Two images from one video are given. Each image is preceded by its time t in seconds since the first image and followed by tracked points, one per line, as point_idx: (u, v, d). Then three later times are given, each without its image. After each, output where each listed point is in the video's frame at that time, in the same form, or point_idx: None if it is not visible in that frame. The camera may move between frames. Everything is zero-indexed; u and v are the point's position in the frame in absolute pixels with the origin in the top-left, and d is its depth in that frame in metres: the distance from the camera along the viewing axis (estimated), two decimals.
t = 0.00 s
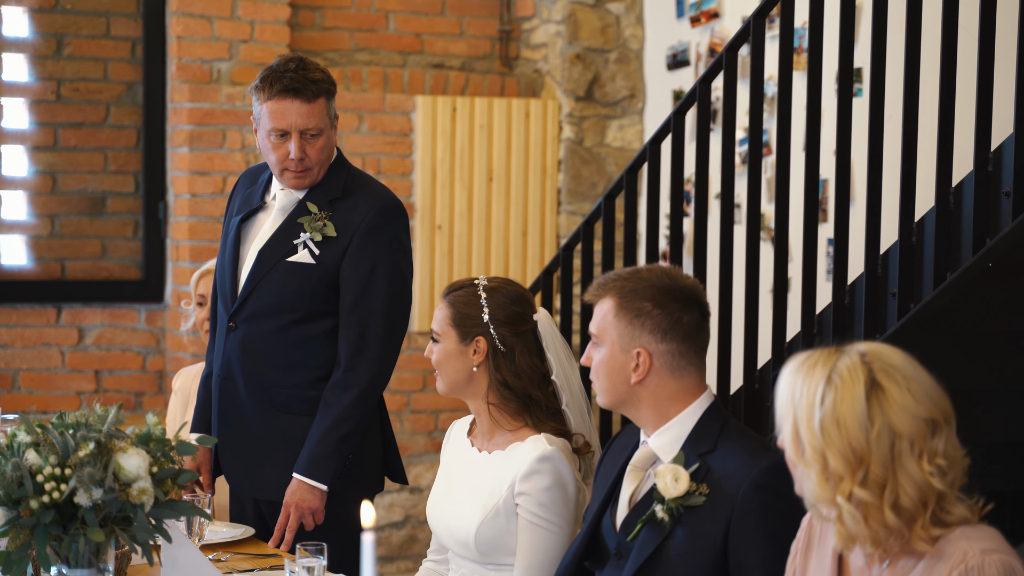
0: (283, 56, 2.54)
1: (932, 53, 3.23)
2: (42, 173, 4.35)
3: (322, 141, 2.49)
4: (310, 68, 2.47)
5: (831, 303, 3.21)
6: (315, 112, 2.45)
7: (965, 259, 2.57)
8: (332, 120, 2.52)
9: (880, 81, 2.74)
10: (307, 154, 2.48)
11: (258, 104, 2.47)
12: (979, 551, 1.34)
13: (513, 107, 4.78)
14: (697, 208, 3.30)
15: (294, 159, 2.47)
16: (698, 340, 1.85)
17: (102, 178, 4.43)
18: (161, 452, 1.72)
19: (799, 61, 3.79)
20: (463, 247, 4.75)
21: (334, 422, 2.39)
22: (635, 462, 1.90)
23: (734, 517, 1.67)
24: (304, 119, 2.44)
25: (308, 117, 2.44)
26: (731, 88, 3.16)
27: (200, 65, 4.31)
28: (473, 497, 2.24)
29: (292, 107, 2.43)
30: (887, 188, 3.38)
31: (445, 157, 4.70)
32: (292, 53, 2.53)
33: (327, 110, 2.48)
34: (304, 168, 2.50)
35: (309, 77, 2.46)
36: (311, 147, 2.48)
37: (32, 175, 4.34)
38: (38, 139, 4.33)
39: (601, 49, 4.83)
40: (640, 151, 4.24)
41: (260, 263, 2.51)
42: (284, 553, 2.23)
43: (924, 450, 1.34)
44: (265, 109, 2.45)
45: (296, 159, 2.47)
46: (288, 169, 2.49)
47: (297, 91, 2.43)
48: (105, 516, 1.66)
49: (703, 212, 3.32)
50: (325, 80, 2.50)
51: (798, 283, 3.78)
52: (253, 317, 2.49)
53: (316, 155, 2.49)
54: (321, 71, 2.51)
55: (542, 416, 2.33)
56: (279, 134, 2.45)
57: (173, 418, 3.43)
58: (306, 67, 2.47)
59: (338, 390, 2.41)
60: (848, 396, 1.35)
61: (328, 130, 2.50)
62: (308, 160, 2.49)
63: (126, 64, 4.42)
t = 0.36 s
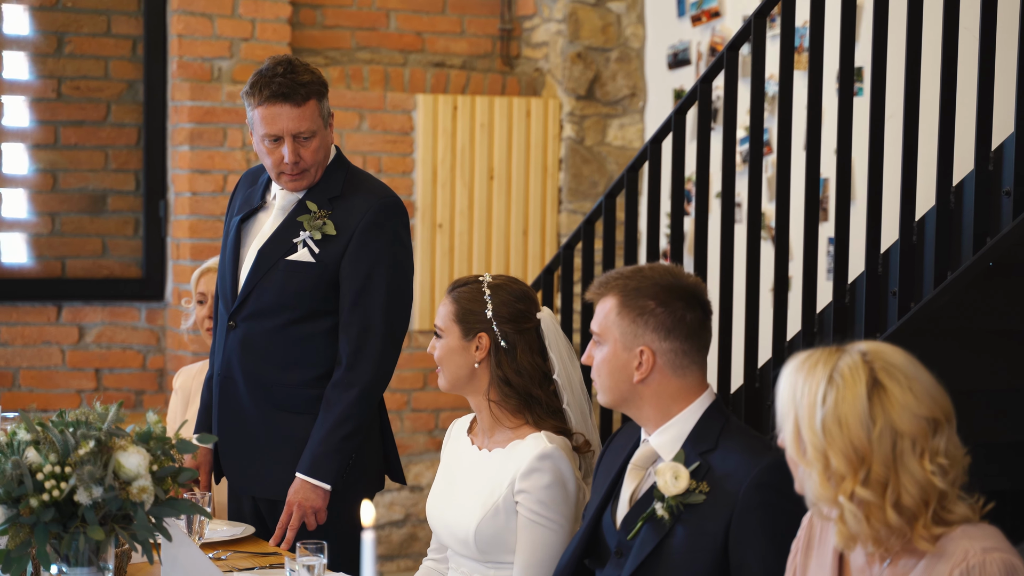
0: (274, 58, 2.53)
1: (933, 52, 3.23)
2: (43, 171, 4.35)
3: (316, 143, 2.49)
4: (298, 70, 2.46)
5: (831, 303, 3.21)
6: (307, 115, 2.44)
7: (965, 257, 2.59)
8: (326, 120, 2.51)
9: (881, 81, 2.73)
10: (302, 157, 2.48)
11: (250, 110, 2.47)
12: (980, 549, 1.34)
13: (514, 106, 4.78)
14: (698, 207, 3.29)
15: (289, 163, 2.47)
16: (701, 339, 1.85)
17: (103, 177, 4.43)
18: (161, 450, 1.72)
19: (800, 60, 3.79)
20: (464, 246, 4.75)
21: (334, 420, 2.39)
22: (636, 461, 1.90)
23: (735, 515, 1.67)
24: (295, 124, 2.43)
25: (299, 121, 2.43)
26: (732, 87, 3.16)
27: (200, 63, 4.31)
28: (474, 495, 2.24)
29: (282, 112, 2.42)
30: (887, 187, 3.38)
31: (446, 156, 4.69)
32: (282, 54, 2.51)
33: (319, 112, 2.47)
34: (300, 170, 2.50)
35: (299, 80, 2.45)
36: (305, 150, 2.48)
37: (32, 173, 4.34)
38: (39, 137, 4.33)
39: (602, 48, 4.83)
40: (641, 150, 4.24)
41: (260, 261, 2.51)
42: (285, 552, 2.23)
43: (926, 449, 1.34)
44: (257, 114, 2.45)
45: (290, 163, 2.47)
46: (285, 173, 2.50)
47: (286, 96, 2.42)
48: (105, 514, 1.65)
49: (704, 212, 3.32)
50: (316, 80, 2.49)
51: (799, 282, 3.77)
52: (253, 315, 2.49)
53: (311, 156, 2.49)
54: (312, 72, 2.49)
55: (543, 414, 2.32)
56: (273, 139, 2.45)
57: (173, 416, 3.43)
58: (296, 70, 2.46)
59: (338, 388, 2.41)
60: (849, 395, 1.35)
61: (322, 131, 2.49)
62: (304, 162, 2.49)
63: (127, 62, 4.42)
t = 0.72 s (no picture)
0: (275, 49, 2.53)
1: (932, 45, 3.23)
2: (40, 164, 4.34)
3: (314, 133, 2.49)
4: (300, 61, 2.47)
5: (828, 296, 3.22)
6: (307, 105, 2.44)
7: (962, 253, 2.58)
8: (325, 111, 2.51)
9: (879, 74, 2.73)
10: (300, 146, 2.48)
11: (250, 99, 2.47)
12: (975, 542, 1.35)
13: (511, 100, 4.78)
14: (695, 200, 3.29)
15: (287, 152, 2.47)
16: (698, 332, 1.86)
17: (100, 170, 4.43)
18: (159, 443, 1.71)
19: (797, 54, 3.79)
20: (461, 239, 4.75)
21: (328, 413, 2.39)
22: (634, 454, 1.90)
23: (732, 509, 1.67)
24: (295, 112, 2.43)
25: (299, 110, 2.43)
26: (730, 81, 3.16)
27: (198, 56, 4.30)
28: (472, 489, 2.24)
29: (283, 101, 2.42)
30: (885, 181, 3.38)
31: (444, 149, 4.69)
32: (284, 46, 2.52)
33: (319, 102, 2.47)
34: (298, 160, 2.50)
35: (299, 69, 2.45)
36: (304, 139, 2.48)
37: (29, 166, 4.33)
38: (36, 130, 4.32)
39: (599, 42, 4.83)
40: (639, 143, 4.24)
41: (255, 253, 2.51)
42: (282, 545, 2.23)
43: (920, 442, 1.34)
44: (257, 102, 2.45)
45: (289, 151, 2.47)
46: (282, 162, 2.49)
47: (287, 84, 2.43)
48: (104, 506, 1.65)
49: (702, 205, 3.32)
50: (317, 72, 2.49)
51: (796, 276, 3.78)
52: (246, 305, 2.50)
53: (310, 146, 2.49)
54: (312, 63, 2.50)
55: (539, 407, 2.33)
56: (272, 127, 2.45)
57: (171, 409, 3.43)
58: (296, 60, 2.46)
59: (334, 380, 2.41)
60: (843, 390, 1.35)
61: (321, 121, 2.49)
62: (302, 152, 2.49)
63: (124, 55, 4.41)
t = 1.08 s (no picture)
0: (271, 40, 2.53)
1: (930, 37, 3.23)
2: (37, 156, 4.33)
3: (312, 124, 2.48)
4: (296, 51, 2.46)
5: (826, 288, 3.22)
6: (304, 95, 2.44)
7: (960, 245, 2.59)
8: (322, 102, 2.50)
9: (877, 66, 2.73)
10: (298, 137, 2.48)
11: (247, 90, 2.46)
12: (973, 532, 1.35)
13: (509, 92, 4.77)
14: (693, 193, 3.29)
15: (285, 143, 2.47)
16: (699, 324, 1.86)
17: (97, 162, 4.42)
18: (158, 435, 1.71)
19: (795, 46, 3.79)
20: (459, 231, 4.75)
21: (327, 404, 2.39)
22: (633, 446, 1.90)
23: (731, 501, 1.67)
24: (292, 103, 2.43)
25: (296, 101, 2.43)
26: (728, 73, 3.15)
27: (195, 49, 4.29)
28: (470, 480, 2.25)
29: (280, 91, 2.42)
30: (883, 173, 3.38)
31: (441, 142, 4.69)
32: (280, 37, 2.51)
33: (315, 93, 2.47)
34: (296, 152, 2.49)
35: (296, 59, 2.45)
36: (301, 130, 2.47)
37: (26, 158, 4.32)
38: (33, 122, 4.31)
39: (597, 34, 4.82)
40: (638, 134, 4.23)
41: (254, 246, 2.51)
42: (281, 537, 2.24)
43: (918, 435, 1.34)
44: (254, 93, 2.44)
45: (286, 142, 2.46)
46: (281, 153, 2.49)
47: (283, 75, 2.42)
48: (102, 498, 1.63)
49: (700, 196, 3.32)
50: (313, 62, 2.49)
51: (794, 268, 3.78)
52: (246, 299, 2.50)
53: (307, 137, 2.48)
54: (309, 54, 2.49)
55: (537, 400, 2.33)
56: (269, 118, 2.44)
57: (169, 402, 3.43)
58: (292, 50, 2.46)
59: (331, 372, 2.41)
60: (841, 383, 1.35)
61: (318, 112, 2.49)
62: (300, 143, 2.49)
63: (122, 47, 4.40)
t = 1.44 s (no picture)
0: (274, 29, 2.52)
1: (927, 29, 3.23)
2: (32, 147, 4.32)
3: (312, 114, 2.48)
4: (299, 41, 2.46)
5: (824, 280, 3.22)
6: (304, 84, 2.43)
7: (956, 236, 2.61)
8: (323, 92, 2.50)
9: (873, 58, 2.73)
10: (298, 126, 2.47)
11: (248, 78, 2.46)
12: (970, 523, 1.35)
13: (505, 83, 4.77)
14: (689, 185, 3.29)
15: (284, 131, 2.46)
16: (698, 315, 1.87)
17: (92, 153, 4.41)
18: (155, 426, 1.70)
19: (792, 38, 3.78)
20: (455, 223, 4.74)
21: (324, 396, 2.39)
22: (630, 438, 1.90)
23: (728, 492, 1.67)
24: (293, 92, 2.42)
25: (297, 89, 2.43)
26: (725, 64, 3.15)
27: (190, 40, 4.27)
28: (466, 472, 2.25)
29: (281, 79, 2.42)
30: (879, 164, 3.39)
31: (437, 133, 4.68)
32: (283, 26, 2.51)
33: (317, 82, 2.47)
34: (296, 140, 2.49)
35: (298, 48, 2.45)
36: (302, 119, 2.47)
37: (21, 149, 4.31)
38: (28, 113, 4.30)
39: (593, 26, 4.81)
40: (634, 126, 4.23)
41: (254, 237, 2.50)
42: (277, 528, 2.24)
43: (918, 426, 1.35)
44: (255, 81, 2.44)
45: (286, 131, 2.46)
46: (280, 142, 2.49)
47: (285, 63, 2.42)
48: (99, 489, 1.61)
49: (697, 187, 3.31)
50: (315, 52, 2.49)
51: (790, 260, 3.79)
52: (247, 290, 2.50)
53: (307, 126, 2.48)
54: (311, 43, 2.49)
55: (535, 391, 2.33)
56: (269, 106, 2.44)
57: (165, 393, 3.42)
58: (295, 40, 2.46)
59: (328, 364, 2.41)
60: (841, 374, 1.35)
61: (319, 101, 2.48)
62: (300, 132, 2.48)
63: (117, 38, 4.38)
